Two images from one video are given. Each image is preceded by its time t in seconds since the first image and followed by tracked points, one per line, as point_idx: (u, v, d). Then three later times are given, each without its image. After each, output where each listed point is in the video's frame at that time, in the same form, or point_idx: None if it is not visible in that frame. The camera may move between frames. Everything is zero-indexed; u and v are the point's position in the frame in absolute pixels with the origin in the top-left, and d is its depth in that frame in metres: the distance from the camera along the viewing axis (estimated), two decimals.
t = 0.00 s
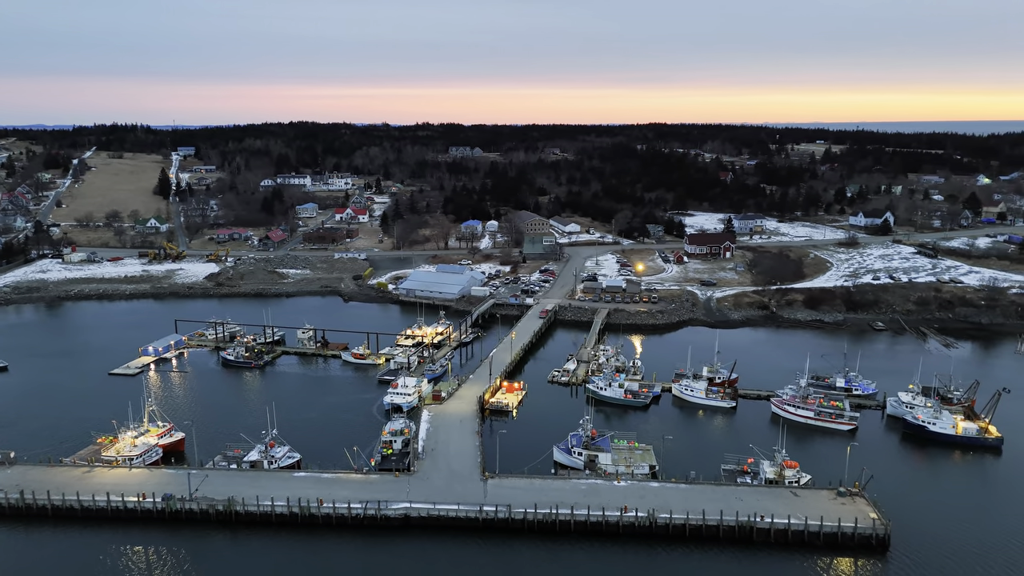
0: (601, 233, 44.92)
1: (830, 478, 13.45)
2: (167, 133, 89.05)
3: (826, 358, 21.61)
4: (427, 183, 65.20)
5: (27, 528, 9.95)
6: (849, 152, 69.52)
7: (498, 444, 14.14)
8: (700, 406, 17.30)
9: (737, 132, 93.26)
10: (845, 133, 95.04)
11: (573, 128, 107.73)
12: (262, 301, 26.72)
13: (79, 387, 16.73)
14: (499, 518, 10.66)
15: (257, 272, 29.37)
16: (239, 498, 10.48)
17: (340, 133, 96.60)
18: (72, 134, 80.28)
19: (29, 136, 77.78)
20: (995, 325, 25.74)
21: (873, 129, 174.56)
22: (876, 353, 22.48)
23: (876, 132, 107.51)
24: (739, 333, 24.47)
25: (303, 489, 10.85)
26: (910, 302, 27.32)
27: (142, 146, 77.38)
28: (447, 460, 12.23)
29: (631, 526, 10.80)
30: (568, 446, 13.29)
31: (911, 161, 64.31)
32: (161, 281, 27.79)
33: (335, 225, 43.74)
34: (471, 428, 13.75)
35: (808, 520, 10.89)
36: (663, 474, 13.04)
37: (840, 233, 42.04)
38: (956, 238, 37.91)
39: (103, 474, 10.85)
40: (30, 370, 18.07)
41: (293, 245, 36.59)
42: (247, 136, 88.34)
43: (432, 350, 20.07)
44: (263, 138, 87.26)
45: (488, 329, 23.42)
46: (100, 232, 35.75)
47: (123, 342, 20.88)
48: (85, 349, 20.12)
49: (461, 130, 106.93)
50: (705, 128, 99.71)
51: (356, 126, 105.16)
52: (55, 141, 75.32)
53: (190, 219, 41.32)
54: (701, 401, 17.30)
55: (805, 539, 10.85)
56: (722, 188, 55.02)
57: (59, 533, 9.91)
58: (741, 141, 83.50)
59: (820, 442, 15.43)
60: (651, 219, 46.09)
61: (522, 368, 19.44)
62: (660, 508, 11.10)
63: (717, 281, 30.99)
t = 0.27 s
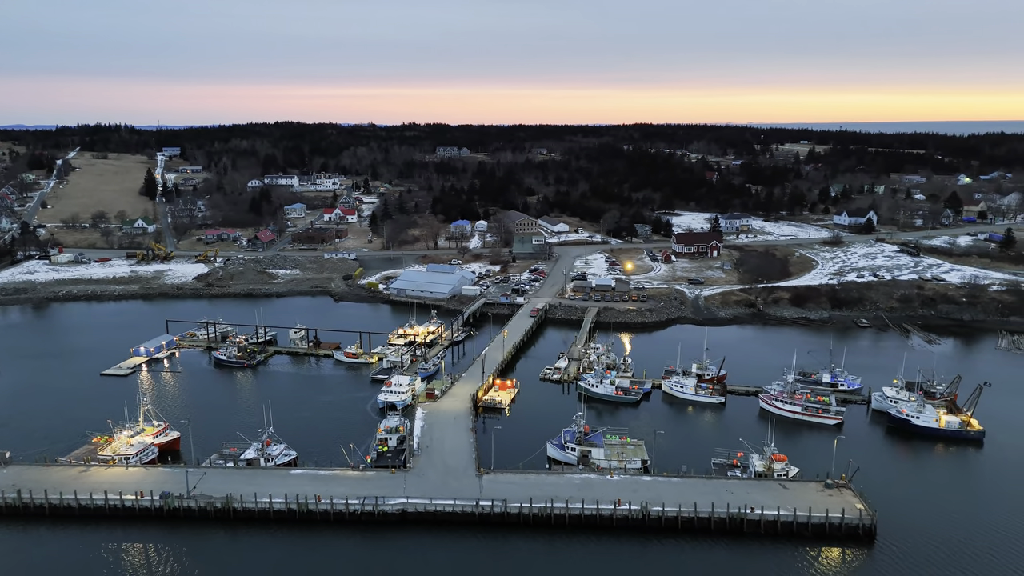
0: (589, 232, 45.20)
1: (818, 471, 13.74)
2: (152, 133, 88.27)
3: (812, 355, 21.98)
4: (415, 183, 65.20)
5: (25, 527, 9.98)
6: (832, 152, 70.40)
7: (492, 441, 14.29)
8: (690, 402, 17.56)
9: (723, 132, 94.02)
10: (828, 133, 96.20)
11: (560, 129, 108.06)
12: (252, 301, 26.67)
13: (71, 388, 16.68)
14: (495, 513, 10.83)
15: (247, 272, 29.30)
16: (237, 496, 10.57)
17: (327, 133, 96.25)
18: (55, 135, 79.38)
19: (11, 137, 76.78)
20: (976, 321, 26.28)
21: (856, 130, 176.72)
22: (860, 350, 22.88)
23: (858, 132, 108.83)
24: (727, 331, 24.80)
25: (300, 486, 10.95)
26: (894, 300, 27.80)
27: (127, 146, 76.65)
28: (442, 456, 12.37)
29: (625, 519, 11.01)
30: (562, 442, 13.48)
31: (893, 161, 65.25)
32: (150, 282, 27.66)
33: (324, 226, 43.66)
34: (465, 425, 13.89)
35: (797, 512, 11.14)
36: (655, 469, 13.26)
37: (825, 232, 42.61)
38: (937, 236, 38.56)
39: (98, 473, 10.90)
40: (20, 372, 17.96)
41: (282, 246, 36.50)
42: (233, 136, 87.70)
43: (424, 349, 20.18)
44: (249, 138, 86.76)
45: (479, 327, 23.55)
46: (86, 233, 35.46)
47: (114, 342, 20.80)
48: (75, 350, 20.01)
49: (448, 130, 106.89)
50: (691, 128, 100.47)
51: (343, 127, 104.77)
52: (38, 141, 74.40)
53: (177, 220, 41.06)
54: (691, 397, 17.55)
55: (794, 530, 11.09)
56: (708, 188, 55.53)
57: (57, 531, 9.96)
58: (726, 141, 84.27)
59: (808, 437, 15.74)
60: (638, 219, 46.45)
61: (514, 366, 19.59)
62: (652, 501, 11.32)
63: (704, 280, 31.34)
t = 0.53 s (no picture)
0: (578, 232, 45.45)
1: (805, 464, 14.01)
2: (137, 134, 87.45)
3: (799, 351, 22.34)
4: (404, 183, 65.16)
5: (22, 526, 10.02)
6: (816, 152, 71.21)
7: (486, 437, 14.44)
8: (680, 398, 17.81)
9: (708, 132, 94.76)
10: (812, 133, 97.28)
11: (548, 129, 108.37)
12: (242, 302, 26.63)
13: (63, 389, 16.64)
14: (491, 508, 10.99)
15: (237, 273, 29.25)
16: (235, 493, 10.67)
17: (314, 134, 95.86)
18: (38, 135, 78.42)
19: None
20: (958, 318, 26.79)
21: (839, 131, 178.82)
22: (846, 346, 23.27)
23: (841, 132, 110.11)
24: (715, 328, 25.12)
25: (297, 483, 11.06)
26: (878, 297, 28.28)
27: (111, 146, 75.90)
28: (437, 453, 12.51)
29: (618, 512, 11.21)
30: (555, 437, 13.66)
31: (876, 161, 66.13)
32: (139, 282, 27.53)
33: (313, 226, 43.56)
34: (460, 422, 14.04)
35: (786, 504, 11.41)
36: (647, 463, 13.48)
37: (810, 231, 43.16)
38: (919, 235, 39.22)
39: (95, 472, 10.96)
40: (10, 373, 17.86)
41: (271, 246, 36.41)
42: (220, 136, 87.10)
43: (416, 348, 20.29)
44: (236, 138, 86.24)
45: (471, 327, 23.68)
46: (73, 234, 35.18)
47: (104, 343, 20.71)
48: (65, 351, 19.92)
49: (436, 130, 106.83)
50: (677, 129, 101.17)
51: (330, 127, 104.41)
52: (20, 142, 73.48)
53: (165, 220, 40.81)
54: (680, 394, 17.81)
55: (784, 521, 11.36)
56: (695, 188, 56.02)
57: (55, 530, 10.01)
58: (712, 141, 84.97)
59: (795, 431, 16.04)
60: (627, 218, 46.78)
61: (506, 364, 19.74)
62: (645, 495, 11.53)
63: (692, 278, 31.69)
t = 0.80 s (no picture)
0: (568, 232, 45.68)
1: (795, 458, 14.29)
2: (124, 134, 86.73)
3: (788, 349, 22.67)
4: (393, 184, 65.12)
5: (21, 525, 10.07)
6: (803, 152, 71.93)
7: (481, 434, 14.61)
8: (671, 395, 18.05)
9: (696, 133, 95.39)
10: (798, 134, 98.23)
11: (537, 130, 108.60)
12: (233, 302, 26.59)
13: (57, 390, 16.63)
14: (489, 502, 11.17)
15: (228, 273, 29.20)
16: (234, 490, 10.77)
17: (303, 134, 95.50)
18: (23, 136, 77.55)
19: None
20: (942, 315, 27.27)
21: (825, 131, 180.64)
22: (833, 343, 23.64)
23: (827, 133, 111.23)
24: (706, 326, 25.42)
25: (296, 480, 11.17)
26: (864, 295, 28.70)
27: (98, 147, 75.23)
28: (434, 450, 12.65)
29: (613, 506, 11.41)
30: (550, 433, 13.84)
31: (862, 161, 66.93)
32: (130, 283, 27.44)
33: (303, 226, 43.48)
34: (455, 420, 14.19)
35: (776, 497, 11.66)
36: (641, 458, 13.70)
37: (797, 230, 43.66)
38: (904, 234, 39.79)
39: (94, 471, 11.02)
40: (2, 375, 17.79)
41: (262, 247, 36.34)
42: (208, 136, 86.56)
43: (410, 347, 20.39)
44: (224, 138, 85.76)
45: (464, 326, 23.82)
46: (62, 235, 34.95)
47: (96, 343, 20.66)
48: (57, 352, 19.85)
49: (424, 131, 106.72)
50: (665, 129, 101.76)
51: (318, 128, 104.08)
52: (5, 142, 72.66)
53: (154, 221, 40.60)
54: (672, 390, 18.06)
55: (775, 514, 11.60)
56: (683, 188, 56.46)
57: (54, 528, 10.06)
58: (700, 142, 85.58)
59: (785, 426, 16.32)
60: (616, 218, 47.07)
61: (499, 363, 19.90)
62: (639, 488, 11.74)
63: (682, 277, 32.01)
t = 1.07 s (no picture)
0: (558, 232, 45.91)
1: (784, 453, 14.56)
2: (109, 134, 85.99)
3: (776, 346, 23.02)
4: (383, 184, 65.06)
5: (21, 525, 10.14)
6: (789, 153, 72.65)
7: (476, 432, 14.77)
8: (662, 392, 18.30)
9: (683, 133, 96.00)
10: (784, 134, 99.14)
11: (525, 130, 108.83)
12: (224, 302, 26.55)
13: (50, 391, 16.61)
14: (485, 498, 11.33)
15: (219, 274, 29.16)
16: (232, 488, 10.88)
17: (291, 134, 95.06)
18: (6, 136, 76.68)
19: None
20: (926, 313, 27.75)
21: (810, 132, 182.43)
22: (820, 341, 24.02)
23: (809, 133, 112.40)
24: (695, 324, 25.72)
25: (294, 477, 11.29)
26: (850, 293, 29.14)
27: (83, 148, 74.57)
28: (430, 447, 12.80)
29: (607, 500, 11.62)
30: (544, 430, 14.03)
31: (847, 161, 67.71)
32: (120, 284, 27.34)
33: (293, 227, 43.39)
34: (450, 417, 14.34)
35: (766, 490, 11.92)
36: (633, 454, 13.92)
37: (783, 230, 44.18)
38: (889, 233, 40.38)
39: (92, 471, 11.11)
40: None
41: (252, 247, 36.26)
42: (195, 137, 86.01)
43: (403, 346, 20.50)
44: (212, 139, 85.28)
45: (456, 325, 23.96)
46: (49, 236, 34.70)
47: (87, 343, 20.60)
48: (49, 352, 19.79)
49: (413, 131, 106.61)
50: (653, 129, 102.33)
51: (306, 128, 103.73)
52: None
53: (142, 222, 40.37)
54: (663, 387, 18.30)
55: (765, 506, 11.86)
56: (671, 188, 56.88)
57: (54, 527, 10.14)
58: (687, 142, 86.18)
59: (774, 422, 16.61)
60: (606, 218, 47.37)
61: (492, 362, 20.06)
62: (632, 483, 11.95)
63: (671, 276, 32.32)
